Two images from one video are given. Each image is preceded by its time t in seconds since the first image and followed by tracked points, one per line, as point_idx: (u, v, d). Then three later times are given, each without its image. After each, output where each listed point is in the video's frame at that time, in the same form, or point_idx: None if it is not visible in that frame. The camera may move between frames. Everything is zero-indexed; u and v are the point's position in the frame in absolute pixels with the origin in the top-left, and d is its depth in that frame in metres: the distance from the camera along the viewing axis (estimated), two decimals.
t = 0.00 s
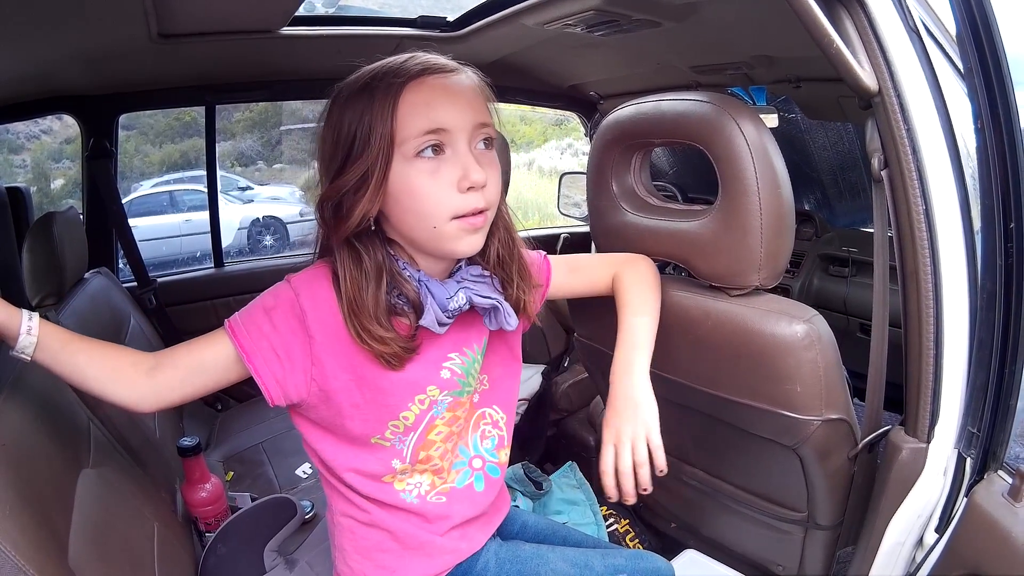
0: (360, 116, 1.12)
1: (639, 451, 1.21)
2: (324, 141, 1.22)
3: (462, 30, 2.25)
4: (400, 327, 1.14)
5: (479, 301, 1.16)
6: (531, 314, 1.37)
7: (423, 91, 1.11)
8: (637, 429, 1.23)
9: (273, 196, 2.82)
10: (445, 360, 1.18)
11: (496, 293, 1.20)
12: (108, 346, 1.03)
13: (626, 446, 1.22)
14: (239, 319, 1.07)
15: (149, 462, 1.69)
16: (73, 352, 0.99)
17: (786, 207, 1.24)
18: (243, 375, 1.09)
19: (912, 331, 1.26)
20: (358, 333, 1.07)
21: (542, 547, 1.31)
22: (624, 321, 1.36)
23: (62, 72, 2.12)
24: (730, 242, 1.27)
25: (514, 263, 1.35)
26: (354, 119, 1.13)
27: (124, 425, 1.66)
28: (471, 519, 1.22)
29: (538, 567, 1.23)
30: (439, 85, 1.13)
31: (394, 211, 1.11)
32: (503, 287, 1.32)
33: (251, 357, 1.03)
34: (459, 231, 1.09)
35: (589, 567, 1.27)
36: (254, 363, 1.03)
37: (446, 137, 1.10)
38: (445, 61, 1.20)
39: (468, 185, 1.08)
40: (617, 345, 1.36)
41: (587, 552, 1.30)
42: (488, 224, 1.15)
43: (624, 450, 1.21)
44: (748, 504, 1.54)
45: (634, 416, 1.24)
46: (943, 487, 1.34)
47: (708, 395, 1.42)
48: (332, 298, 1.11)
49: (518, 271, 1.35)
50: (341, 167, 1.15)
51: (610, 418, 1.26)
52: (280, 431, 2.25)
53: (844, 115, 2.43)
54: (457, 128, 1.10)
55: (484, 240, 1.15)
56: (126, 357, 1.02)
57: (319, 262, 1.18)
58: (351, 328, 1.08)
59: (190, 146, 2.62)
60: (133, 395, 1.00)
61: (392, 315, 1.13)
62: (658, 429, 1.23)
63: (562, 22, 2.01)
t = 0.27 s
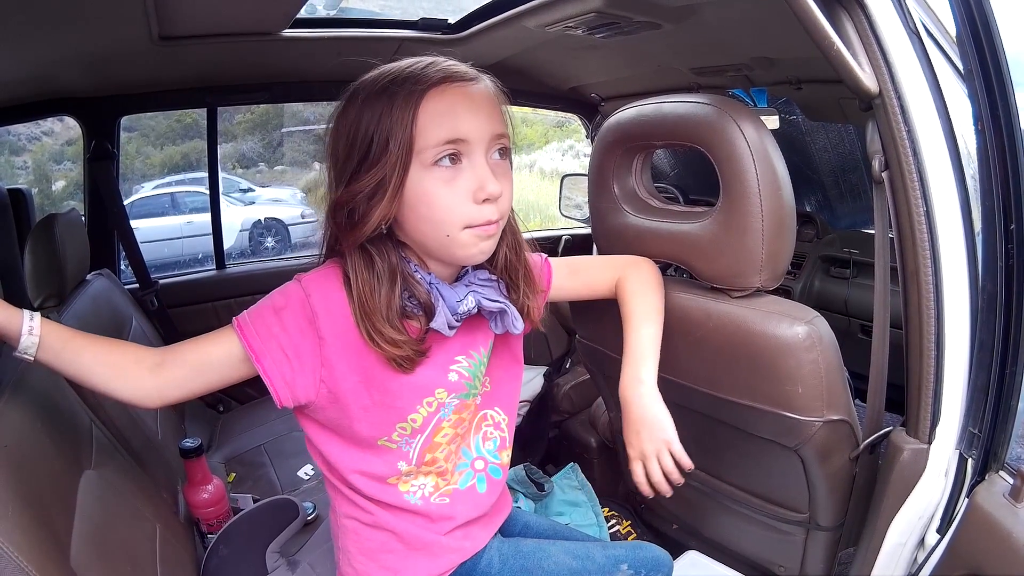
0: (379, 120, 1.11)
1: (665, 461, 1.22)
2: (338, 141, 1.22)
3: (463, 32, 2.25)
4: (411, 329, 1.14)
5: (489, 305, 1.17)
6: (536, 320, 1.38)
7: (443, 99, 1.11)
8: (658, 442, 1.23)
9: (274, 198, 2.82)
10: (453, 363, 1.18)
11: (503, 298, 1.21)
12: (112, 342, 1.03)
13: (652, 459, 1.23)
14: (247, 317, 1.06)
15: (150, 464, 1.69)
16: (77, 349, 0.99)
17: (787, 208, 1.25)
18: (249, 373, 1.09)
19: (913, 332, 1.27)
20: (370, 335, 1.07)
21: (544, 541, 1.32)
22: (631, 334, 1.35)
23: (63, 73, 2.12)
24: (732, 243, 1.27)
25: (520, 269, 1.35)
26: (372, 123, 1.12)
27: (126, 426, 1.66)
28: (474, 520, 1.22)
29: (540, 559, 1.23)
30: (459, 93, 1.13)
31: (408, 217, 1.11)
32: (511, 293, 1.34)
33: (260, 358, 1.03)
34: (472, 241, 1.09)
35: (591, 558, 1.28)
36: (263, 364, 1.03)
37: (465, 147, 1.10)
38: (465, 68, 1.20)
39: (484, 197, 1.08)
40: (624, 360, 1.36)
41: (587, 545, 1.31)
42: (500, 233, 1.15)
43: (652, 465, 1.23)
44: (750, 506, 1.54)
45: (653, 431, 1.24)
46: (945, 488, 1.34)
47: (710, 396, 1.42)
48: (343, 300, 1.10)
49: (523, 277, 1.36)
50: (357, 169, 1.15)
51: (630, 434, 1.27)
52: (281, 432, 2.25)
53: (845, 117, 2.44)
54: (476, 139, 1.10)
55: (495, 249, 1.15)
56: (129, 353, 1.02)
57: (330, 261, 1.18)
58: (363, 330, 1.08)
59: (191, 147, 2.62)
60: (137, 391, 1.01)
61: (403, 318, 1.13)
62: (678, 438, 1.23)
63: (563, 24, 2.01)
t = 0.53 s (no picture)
0: (381, 123, 1.11)
1: (654, 465, 1.21)
2: (339, 143, 1.21)
3: (464, 32, 2.25)
4: (409, 332, 1.14)
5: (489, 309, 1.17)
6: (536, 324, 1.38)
7: (446, 102, 1.11)
8: (651, 443, 1.23)
9: (275, 198, 2.82)
10: (452, 366, 1.18)
11: (503, 301, 1.21)
12: (112, 342, 1.03)
13: (641, 460, 1.22)
14: (247, 319, 1.06)
15: (151, 464, 1.69)
16: (77, 348, 0.99)
17: (788, 208, 1.25)
18: (249, 374, 1.09)
19: (914, 332, 1.27)
20: (369, 338, 1.07)
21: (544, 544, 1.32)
22: (633, 329, 1.35)
23: (64, 73, 2.13)
24: (733, 244, 1.27)
25: (520, 271, 1.36)
26: (374, 125, 1.12)
27: (126, 426, 1.66)
28: (473, 521, 1.22)
29: (540, 563, 1.23)
30: (462, 96, 1.13)
31: (410, 220, 1.11)
32: (510, 297, 1.34)
33: (259, 360, 1.03)
34: (474, 244, 1.09)
35: (591, 560, 1.28)
36: (263, 366, 1.03)
37: (467, 149, 1.10)
38: (466, 70, 1.20)
39: (487, 199, 1.08)
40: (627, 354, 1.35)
41: (587, 546, 1.31)
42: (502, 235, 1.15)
43: (639, 465, 1.22)
44: (750, 506, 1.54)
45: (647, 431, 1.23)
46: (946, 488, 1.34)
47: (711, 397, 1.42)
48: (343, 302, 1.10)
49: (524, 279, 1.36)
50: (358, 172, 1.15)
51: (625, 433, 1.26)
52: (282, 432, 2.25)
53: (846, 117, 2.43)
54: (479, 141, 1.10)
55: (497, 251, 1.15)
56: (129, 352, 1.02)
57: (330, 263, 1.18)
58: (361, 334, 1.08)
59: (192, 147, 2.62)
60: (137, 391, 1.01)
61: (403, 321, 1.13)
62: (672, 443, 1.23)
63: (564, 24, 2.01)
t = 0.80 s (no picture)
0: (378, 129, 1.11)
1: (664, 477, 1.21)
2: (336, 151, 1.21)
3: (464, 33, 2.25)
4: (410, 339, 1.14)
5: (492, 313, 1.17)
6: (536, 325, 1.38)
7: (443, 106, 1.11)
8: (658, 457, 1.23)
9: (275, 198, 2.82)
10: (452, 370, 1.18)
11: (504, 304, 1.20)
12: (112, 343, 1.03)
13: (652, 474, 1.22)
14: (246, 322, 1.06)
15: (151, 464, 1.69)
16: (76, 347, 0.99)
17: (788, 210, 1.24)
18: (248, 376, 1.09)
19: (914, 335, 1.27)
20: (370, 347, 1.07)
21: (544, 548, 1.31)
22: (634, 346, 1.35)
23: (65, 74, 2.13)
24: (733, 246, 1.27)
25: (520, 274, 1.35)
26: (372, 132, 1.12)
27: (126, 427, 1.66)
28: (471, 524, 1.22)
29: (540, 568, 1.23)
30: (458, 100, 1.12)
31: (411, 225, 1.11)
32: (510, 300, 1.34)
33: (258, 364, 1.03)
34: (477, 247, 1.09)
35: (590, 567, 1.27)
36: (262, 370, 1.02)
37: (465, 152, 1.10)
38: (462, 73, 1.20)
39: (488, 202, 1.07)
40: (629, 370, 1.36)
41: (587, 552, 1.30)
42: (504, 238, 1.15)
43: (651, 479, 1.22)
44: (750, 507, 1.54)
45: (654, 446, 1.24)
46: (946, 490, 1.34)
47: (711, 398, 1.42)
48: (343, 307, 1.10)
49: (523, 281, 1.36)
50: (357, 179, 1.14)
51: (632, 447, 1.26)
52: (283, 433, 2.25)
53: (846, 118, 2.44)
54: (477, 144, 1.10)
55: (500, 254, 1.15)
56: (128, 353, 1.02)
57: (329, 269, 1.18)
58: (361, 342, 1.07)
59: (193, 148, 2.62)
60: (134, 391, 1.00)
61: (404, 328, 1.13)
62: (679, 455, 1.23)
63: (564, 25, 2.01)
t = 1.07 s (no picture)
0: (385, 133, 1.11)
1: (651, 462, 1.22)
2: (344, 158, 1.21)
3: (468, 33, 2.25)
4: (426, 342, 1.14)
5: (505, 315, 1.17)
6: (549, 324, 1.39)
7: (448, 106, 1.11)
8: (649, 440, 1.24)
9: (279, 199, 2.82)
10: (465, 373, 1.18)
11: (518, 306, 1.21)
12: (118, 336, 1.03)
13: (639, 456, 1.24)
14: (259, 318, 1.06)
15: (154, 464, 1.69)
16: (81, 341, 0.99)
17: (793, 212, 1.24)
18: (256, 371, 1.08)
19: (919, 336, 1.26)
20: (386, 351, 1.07)
21: (548, 551, 1.31)
22: (639, 330, 1.35)
23: (68, 74, 2.13)
24: (738, 247, 1.27)
25: (534, 274, 1.35)
26: (379, 136, 1.12)
27: (130, 428, 1.66)
28: (477, 525, 1.22)
29: (545, 571, 1.23)
30: (463, 100, 1.13)
31: (424, 227, 1.10)
32: (523, 300, 1.33)
33: (271, 361, 1.02)
34: (490, 245, 1.09)
35: (596, 573, 1.26)
36: (274, 367, 1.02)
37: (473, 151, 1.09)
38: (466, 73, 1.20)
39: (498, 200, 1.07)
40: (633, 353, 1.36)
41: (594, 557, 1.29)
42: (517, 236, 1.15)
43: (637, 461, 1.23)
44: (755, 508, 1.54)
45: (647, 428, 1.25)
46: (950, 492, 1.34)
47: (716, 399, 1.41)
48: (357, 306, 1.10)
49: (537, 281, 1.36)
50: (367, 184, 1.14)
51: (626, 429, 1.27)
52: (286, 433, 2.25)
53: (850, 119, 2.43)
54: (484, 143, 1.10)
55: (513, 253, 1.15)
56: (133, 345, 1.02)
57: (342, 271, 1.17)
58: (376, 344, 1.07)
59: (196, 148, 2.63)
60: (139, 384, 1.00)
61: (419, 331, 1.12)
62: (670, 441, 1.23)
63: (568, 26, 2.01)
